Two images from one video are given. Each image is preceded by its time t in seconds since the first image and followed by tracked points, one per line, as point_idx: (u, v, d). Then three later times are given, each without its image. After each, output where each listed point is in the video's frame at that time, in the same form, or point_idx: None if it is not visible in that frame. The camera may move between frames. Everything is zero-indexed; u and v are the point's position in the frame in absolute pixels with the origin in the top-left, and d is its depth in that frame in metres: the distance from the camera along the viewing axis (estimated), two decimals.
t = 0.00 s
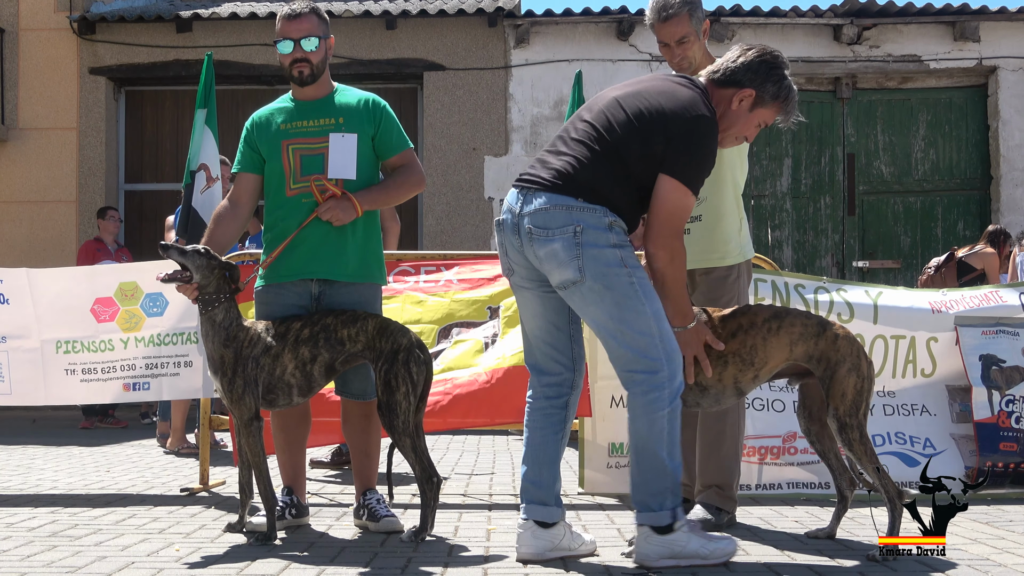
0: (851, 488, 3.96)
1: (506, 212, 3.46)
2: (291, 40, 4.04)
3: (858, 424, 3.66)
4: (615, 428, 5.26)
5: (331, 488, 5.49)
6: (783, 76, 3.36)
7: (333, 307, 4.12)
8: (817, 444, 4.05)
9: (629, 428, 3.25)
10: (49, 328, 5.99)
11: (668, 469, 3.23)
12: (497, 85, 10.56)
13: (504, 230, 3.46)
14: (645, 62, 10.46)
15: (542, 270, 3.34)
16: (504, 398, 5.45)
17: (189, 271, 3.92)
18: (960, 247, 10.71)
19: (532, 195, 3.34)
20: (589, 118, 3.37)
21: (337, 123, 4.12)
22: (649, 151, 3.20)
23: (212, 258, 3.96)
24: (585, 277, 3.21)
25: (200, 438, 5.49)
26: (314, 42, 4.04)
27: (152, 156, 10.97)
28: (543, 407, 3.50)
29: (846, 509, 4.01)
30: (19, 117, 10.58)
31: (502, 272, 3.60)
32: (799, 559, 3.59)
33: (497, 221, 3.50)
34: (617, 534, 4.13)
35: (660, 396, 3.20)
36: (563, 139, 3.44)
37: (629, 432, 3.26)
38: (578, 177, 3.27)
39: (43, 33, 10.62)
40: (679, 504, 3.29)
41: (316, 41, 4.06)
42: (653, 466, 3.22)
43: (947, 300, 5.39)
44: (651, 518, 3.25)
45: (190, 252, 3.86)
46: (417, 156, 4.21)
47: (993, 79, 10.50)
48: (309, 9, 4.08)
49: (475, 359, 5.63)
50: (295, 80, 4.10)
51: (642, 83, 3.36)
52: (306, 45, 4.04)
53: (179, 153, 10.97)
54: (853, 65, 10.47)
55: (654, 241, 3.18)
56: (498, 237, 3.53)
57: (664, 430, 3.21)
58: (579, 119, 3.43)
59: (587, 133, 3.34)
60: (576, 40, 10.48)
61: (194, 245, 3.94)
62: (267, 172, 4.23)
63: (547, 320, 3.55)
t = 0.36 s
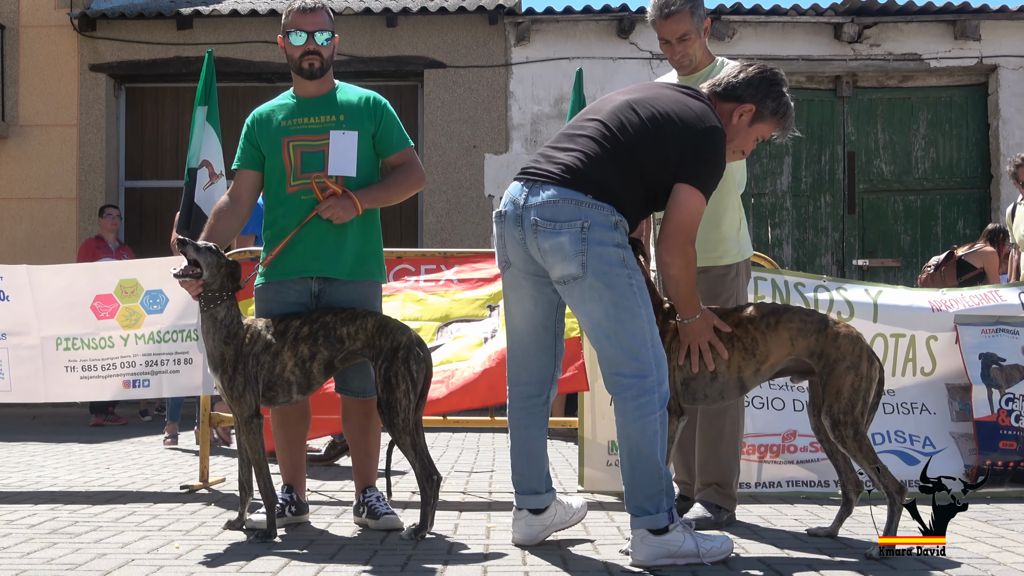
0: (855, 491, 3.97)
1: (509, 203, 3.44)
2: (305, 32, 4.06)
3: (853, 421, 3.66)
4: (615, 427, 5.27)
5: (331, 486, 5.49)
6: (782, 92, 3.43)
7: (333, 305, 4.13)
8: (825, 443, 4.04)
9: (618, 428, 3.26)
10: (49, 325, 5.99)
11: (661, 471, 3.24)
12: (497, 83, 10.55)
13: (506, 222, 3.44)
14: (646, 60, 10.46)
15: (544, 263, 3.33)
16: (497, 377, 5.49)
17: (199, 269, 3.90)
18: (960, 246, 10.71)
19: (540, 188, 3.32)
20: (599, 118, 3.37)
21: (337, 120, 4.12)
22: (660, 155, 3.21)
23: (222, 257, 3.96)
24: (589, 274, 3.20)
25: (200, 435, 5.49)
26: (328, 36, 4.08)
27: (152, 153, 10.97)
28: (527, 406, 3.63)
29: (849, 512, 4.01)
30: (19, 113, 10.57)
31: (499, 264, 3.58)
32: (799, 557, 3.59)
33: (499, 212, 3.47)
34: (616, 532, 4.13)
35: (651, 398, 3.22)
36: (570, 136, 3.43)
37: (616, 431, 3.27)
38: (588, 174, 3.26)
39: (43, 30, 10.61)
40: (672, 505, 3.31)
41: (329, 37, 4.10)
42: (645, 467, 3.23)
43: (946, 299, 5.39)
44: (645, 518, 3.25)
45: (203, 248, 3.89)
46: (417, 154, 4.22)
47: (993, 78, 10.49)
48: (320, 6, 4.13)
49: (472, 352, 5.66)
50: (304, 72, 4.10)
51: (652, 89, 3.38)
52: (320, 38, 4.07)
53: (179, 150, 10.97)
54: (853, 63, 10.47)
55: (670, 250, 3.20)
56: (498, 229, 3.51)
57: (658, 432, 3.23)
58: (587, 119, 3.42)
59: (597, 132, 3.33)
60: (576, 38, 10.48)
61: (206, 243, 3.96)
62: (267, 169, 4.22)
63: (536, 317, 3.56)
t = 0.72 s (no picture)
0: (859, 496, 3.95)
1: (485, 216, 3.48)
2: (314, 30, 4.06)
3: (849, 426, 3.66)
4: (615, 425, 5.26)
5: (330, 484, 5.49)
6: (753, 94, 3.40)
7: (332, 303, 4.12)
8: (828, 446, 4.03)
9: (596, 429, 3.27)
10: (48, 323, 5.99)
11: (645, 467, 3.24)
12: (497, 81, 10.54)
13: (482, 233, 3.48)
14: (646, 58, 10.45)
15: (517, 271, 3.35)
16: (494, 354, 5.66)
17: (199, 268, 3.88)
18: (960, 244, 10.71)
19: (510, 199, 3.36)
20: (569, 129, 3.39)
21: (338, 117, 4.12)
22: (628, 165, 3.22)
23: (222, 256, 3.94)
24: (557, 279, 3.22)
25: (199, 433, 5.49)
26: (336, 35, 4.09)
27: (152, 151, 10.96)
28: (527, 406, 3.64)
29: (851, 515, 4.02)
30: (18, 111, 10.57)
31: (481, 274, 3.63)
32: (799, 556, 3.60)
33: (478, 224, 3.52)
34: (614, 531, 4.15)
35: (624, 398, 3.22)
36: (543, 148, 3.46)
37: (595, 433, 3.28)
38: (556, 185, 3.29)
39: (43, 28, 10.60)
40: (665, 499, 3.30)
41: (336, 35, 4.11)
42: (627, 465, 3.23)
43: (945, 298, 5.40)
44: (639, 515, 3.25)
45: (203, 248, 3.87)
46: (417, 154, 4.22)
47: (994, 77, 10.49)
48: (328, 5, 4.13)
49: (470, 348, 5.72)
50: (309, 70, 4.10)
51: (621, 98, 3.39)
52: (328, 36, 4.07)
53: (179, 148, 10.96)
54: (853, 62, 10.46)
55: (647, 259, 3.20)
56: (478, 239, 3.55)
57: (634, 431, 3.22)
58: (559, 130, 3.45)
59: (567, 143, 3.36)
60: (576, 36, 10.47)
61: (205, 242, 3.94)
62: (267, 164, 4.22)
63: (520, 324, 3.59)
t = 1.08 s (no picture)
0: (853, 490, 3.98)
1: (497, 216, 3.52)
2: (325, 28, 4.08)
3: (844, 432, 3.67)
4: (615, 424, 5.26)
5: (330, 484, 5.48)
6: (752, 83, 3.39)
7: (330, 303, 4.12)
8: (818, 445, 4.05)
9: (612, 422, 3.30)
10: (48, 323, 5.98)
11: (654, 460, 3.28)
12: (496, 80, 10.53)
13: (495, 233, 3.52)
14: (645, 57, 10.46)
15: (531, 269, 3.40)
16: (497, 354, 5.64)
17: (196, 269, 3.89)
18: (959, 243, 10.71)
19: (522, 199, 3.40)
20: (577, 127, 3.43)
21: (339, 116, 4.12)
22: (637, 161, 3.26)
23: (217, 256, 3.93)
24: (573, 276, 3.26)
25: (199, 432, 5.49)
26: (346, 36, 4.12)
27: (151, 151, 10.96)
28: (535, 403, 3.63)
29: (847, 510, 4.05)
30: (18, 111, 10.57)
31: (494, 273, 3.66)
32: (798, 555, 3.59)
33: (489, 224, 3.56)
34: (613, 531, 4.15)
35: (643, 390, 3.25)
36: (552, 147, 3.50)
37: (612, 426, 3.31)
38: (568, 182, 3.33)
39: (42, 28, 10.59)
40: (668, 493, 3.34)
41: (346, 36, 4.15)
42: (637, 457, 3.27)
43: (944, 297, 5.40)
44: (641, 506, 3.30)
45: (198, 251, 3.85)
46: (416, 155, 4.22)
47: (993, 75, 10.49)
48: (338, 6, 4.17)
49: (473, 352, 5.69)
50: (316, 68, 4.10)
51: (626, 96, 3.42)
52: (338, 36, 4.10)
53: (178, 148, 10.96)
54: (853, 61, 10.46)
55: (655, 249, 3.19)
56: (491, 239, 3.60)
57: (648, 423, 3.26)
58: (567, 129, 3.49)
59: (576, 142, 3.40)
60: (575, 35, 10.47)
61: (199, 243, 3.93)
62: (266, 162, 4.21)
63: (534, 323, 3.62)
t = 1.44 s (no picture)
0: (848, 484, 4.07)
1: (554, 212, 3.53)
2: (329, 29, 4.08)
3: (850, 427, 3.67)
4: (616, 424, 5.26)
5: (329, 484, 5.48)
6: (821, 139, 3.53)
7: (330, 303, 4.12)
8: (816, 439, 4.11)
9: (678, 425, 3.37)
10: (48, 323, 5.98)
11: (727, 459, 3.39)
12: (495, 80, 10.53)
13: (549, 229, 3.52)
14: (644, 57, 10.46)
15: (587, 271, 3.43)
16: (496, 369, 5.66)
17: (190, 270, 3.89)
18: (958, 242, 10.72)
19: (589, 199, 3.42)
20: (652, 142, 3.49)
21: (339, 116, 4.12)
22: (708, 190, 3.33)
23: (213, 256, 3.93)
24: (635, 282, 3.31)
25: (199, 433, 5.50)
26: (350, 35, 4.13)
27: (151, 151, 10.96)
28: (552, 403, 3.65)
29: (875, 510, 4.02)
30: (17, 111, 10.56)
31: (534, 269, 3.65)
32: (798, 555, 3.59)
33: (542, 218, 3.56)
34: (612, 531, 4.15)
35: (706, 393, 3.34)
36: (621, 155, 3.54)
37: (679, 428, 3.38)
38: (637, 190, 3.36)
39: (42, 28, 10.59)
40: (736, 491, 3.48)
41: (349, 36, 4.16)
42: (708, 458, 3.36)
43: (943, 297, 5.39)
44: (717, 506, 3.41)
45: (191, 252, 3.84)
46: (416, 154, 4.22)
47: (993, 75, 10.49)
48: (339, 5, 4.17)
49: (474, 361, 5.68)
50: (322, 69, 4.11)
51: (702, 125, 3.51)
52: (343, 37, 4.12)
53: (178, 148, 10.96)
54: (852, 60, 10.46)
55: (735, 302, 3.32)
56: (540, 234, 3.59)
57: (719, 423, 3.36)
58: (640, 142, 3.54)
59: (647, 156, 3.45)
60: (575, 34, 10.47)
61: (192, 244, 3.92)
62: (267, 163, 4.20)
63: (569, 321, 3.62)
